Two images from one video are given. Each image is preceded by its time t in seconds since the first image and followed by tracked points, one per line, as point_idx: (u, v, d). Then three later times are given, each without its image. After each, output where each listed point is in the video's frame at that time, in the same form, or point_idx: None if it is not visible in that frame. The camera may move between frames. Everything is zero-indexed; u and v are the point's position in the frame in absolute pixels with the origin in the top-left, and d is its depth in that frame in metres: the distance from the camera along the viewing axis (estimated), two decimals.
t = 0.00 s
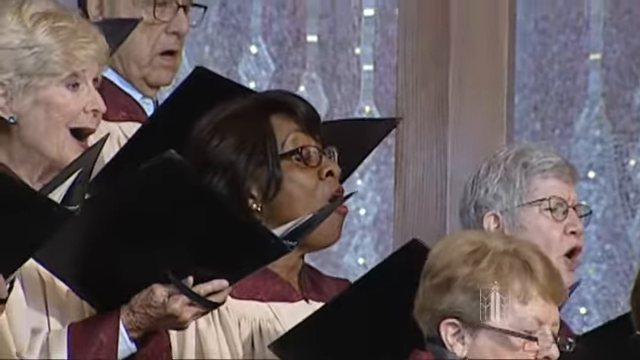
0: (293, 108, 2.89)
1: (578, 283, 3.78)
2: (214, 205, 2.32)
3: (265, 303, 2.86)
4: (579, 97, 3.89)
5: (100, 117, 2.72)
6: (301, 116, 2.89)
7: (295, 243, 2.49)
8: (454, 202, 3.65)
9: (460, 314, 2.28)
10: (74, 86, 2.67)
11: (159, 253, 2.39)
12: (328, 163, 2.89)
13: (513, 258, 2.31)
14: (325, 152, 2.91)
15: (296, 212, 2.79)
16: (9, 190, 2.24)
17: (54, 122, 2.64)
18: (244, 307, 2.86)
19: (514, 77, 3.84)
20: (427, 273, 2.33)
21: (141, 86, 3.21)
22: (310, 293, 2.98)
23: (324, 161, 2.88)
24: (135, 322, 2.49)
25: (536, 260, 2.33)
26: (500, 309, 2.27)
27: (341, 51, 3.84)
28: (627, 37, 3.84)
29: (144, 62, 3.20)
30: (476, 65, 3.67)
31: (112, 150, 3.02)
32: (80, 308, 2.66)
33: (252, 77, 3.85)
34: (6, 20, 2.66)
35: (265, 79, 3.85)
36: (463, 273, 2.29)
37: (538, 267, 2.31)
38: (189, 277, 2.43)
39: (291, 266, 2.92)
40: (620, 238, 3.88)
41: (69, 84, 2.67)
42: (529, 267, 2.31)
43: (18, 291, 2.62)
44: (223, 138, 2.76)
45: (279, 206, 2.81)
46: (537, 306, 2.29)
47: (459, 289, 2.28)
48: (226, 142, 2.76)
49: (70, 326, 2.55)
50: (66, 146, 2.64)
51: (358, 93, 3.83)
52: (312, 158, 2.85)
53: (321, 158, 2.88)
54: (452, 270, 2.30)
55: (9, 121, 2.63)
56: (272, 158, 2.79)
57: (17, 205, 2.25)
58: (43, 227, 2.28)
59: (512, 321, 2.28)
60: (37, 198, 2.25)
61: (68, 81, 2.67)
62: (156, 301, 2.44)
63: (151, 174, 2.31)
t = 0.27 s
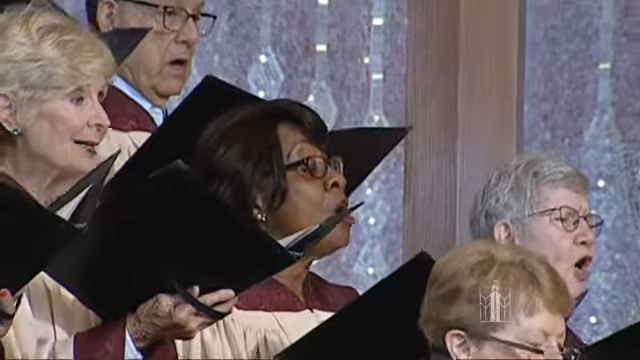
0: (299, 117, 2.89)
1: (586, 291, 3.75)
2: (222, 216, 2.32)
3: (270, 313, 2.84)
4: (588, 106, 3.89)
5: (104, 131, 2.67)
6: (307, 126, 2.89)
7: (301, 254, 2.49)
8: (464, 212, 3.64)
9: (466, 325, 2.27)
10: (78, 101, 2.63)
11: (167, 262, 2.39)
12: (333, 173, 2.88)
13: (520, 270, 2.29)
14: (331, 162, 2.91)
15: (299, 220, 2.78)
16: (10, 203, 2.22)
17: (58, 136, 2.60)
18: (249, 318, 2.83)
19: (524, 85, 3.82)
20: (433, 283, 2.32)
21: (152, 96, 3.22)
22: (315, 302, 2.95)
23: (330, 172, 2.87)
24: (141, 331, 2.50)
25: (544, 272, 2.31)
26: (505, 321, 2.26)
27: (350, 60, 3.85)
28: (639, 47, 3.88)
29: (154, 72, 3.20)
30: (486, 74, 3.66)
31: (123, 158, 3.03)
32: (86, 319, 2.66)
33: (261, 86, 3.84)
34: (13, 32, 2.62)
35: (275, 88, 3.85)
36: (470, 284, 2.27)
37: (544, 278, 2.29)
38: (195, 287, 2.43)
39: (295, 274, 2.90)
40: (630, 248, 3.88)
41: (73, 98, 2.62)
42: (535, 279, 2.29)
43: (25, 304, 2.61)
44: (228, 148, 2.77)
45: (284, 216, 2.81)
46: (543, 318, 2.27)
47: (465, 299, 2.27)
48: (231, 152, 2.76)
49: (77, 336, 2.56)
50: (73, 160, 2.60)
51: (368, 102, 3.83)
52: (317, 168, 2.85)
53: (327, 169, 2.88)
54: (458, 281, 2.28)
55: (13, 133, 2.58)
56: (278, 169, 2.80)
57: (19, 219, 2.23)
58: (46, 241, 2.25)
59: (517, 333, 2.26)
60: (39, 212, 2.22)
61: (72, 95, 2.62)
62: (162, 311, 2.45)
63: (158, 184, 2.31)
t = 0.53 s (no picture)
0: (316, 132, 2.87)
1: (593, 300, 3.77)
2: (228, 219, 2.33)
3: (276, 319, 2.79)
4: (597, 115, 3.89)
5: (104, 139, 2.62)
6: (321, 141, 2.87)
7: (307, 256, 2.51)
8: (472, 219, 3.64)
9: (468, 335, 2.22)
10: (78, 108, 2.57)
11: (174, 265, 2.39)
12: (342, 196, 2.86)
13: (520, 277, 2.24)
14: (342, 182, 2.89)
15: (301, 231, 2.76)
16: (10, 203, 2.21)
17: (58, 144, 2.54)
18: (255, 324, 2.78)
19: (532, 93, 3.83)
20: (434, 293, 2.27)
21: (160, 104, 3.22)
22: (319, 308, 2.91)
23: (339, 193, 2.85)
24: (148, 337, 2.48)
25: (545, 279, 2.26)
26: (507, 329, 2.21)
27: (358, 69, 3.85)
28: None
29: (162, 80, 3.20)
30: (494, 81, 3.67)
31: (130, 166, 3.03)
32: (91, 324, 2.66)
33: (269, 95, 3.83)
34: (12, 41, 2.57)
35: (283, 97, 3.84)
36: (470, 293, 2.22)
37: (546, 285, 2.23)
38: (202, 291, 2.42)
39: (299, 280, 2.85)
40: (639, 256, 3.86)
41: (73, 106, 2.57)
42: (536, 286, 2.24)
43: (32, 310, 2.60)
44: (244, 151, 2.74)
45: (288, 228, 2.78)
46: (546, 325, 2.21)
47: (466, 309, 2.22)
48: (247, 157, 2.74)
49: (83, 344, 2.53)
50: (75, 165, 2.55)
51: (376, 111, 3.84)
52: (327, 189, 2.82)
53: (337, 190, 2.85)
54: (458, 290, 2.23)
55: (13, 143, 2.53)
56: (290, 180, 2.78)
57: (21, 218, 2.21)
58: (49, 242, 2.22)
59: (519, 340, 2.21)
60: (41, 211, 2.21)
61: (72, 103, 2.57)
62: (169, 315, 2.43)
63: (164, 187, 2.33)
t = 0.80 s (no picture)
0: (343, 152, 2.77)
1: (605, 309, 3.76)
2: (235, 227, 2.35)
3: (284, 327, 2.77)
4: (608, 124, 3.88)
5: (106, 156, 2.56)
6: (348, 164, 2.78)
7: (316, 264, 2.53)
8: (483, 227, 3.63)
9: (471, 343, 2.17)
10: (83, 124, 2.52)
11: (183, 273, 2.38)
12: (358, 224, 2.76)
13: (519, 282, 2.18)
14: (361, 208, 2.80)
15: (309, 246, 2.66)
16: (9, 198, 2.22)
17: (62, 158, 2.49)
18: (263, 332, 2.76)
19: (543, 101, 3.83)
20: (434, 303, 2.21)
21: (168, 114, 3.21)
22: (328, 317, 2.90)
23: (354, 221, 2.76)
24: (157, 345, 2.45)
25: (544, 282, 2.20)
26: (508, 335, 2.15)
27: (368, 78, 3.86)
28: None
29: (170, 90, 3.20)
30: (504, 89, 3.66)
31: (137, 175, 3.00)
32: (97, 331, 2.57)
33: (280, 103, 3.83)
34: (22, 51, 2.53)
35: (294, 106, 3.83)
36: (471, 300, 2.16)
37: (545, 289, 2.17)
38: (211, 299, 2.42)
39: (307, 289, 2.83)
40: None
41: (77, 121, 2.51)
42: (536, 290, 2.18)
43: (38, 317, 2.55)
44: (273, 162, 2.66)
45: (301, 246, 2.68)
46: (548, 329, 2.16)
47: (468, 317, 2.17)
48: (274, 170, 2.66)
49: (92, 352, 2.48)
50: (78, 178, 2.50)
51: (387, 120, 3.84)
52: (344, 215, 2.73)
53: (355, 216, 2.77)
54: (458, 298, 2.17)
55: (16, 153, 2.47)
56: (311, 197, 2.69)
57: (22, 213, 2.23)
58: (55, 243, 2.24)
59: (521, 346, 2.15)
60: (42, 206, 2.23)
61: (76, 118, 2.51)
62: (178, 324, 2.42)
63: (172, 193, 2.33)
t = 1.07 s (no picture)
0: (359, 175, 2.85)
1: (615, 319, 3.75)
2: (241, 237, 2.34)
3: (290, 336, 2.77)
4: (617, 132, 3.88)
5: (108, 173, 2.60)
6: (363, 188, 2.85)
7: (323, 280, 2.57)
8: (491, 236, 3.63)
9: (478, 351, 2.15)
10: (87, 142, 2.56)
11: (190, 281, 2.38)
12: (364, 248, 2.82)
13: (526, 291, 2.18)
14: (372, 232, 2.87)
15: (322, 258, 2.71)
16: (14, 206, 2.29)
17: (65, 174, 2.53)
18: (269, 339, 2.76)
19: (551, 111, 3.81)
20: (441, 312, 2.22)
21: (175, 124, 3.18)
22: (334, 327, 2.89)
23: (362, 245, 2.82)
24: (165, 355, 2.47)
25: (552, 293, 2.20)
26: (516, 343, 2.14)
27: (377, 85, 3.85)
28: None
29: (176, 101, 3.17)
30: (513, 98, 3.66)
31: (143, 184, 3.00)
32: (103, 342, 2.63)
33: (288, 112, 3.84)
34: (29, 66, 2.58)
35: (303, 113, 3.84)
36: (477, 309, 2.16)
37: (552, 298, 2.18)
38: (218, 309, 2.42)
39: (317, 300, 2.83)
40: None
41: (81, 139, 2.56)
42: (544, 300, 2.18)
43: (43, 325, 2.60)
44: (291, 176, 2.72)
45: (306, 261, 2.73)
46: (554, 339, 2.16)
47: (474, 325, 2.16)
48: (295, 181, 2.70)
49: None
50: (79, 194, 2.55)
51: (395, 128, 3.84)
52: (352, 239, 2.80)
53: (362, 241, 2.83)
54: (465, 306, 2.18)
55: (20, 166, 2.52)
56: (323, 218, 2.76)
57: (27, 224, 2.30)
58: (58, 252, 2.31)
59: (528, 355, 2.14)
60: (45, 218, 2.29)
61: (81, 135, 2.56)
62: (185, 334, 2.44)
63: (180, 204, 2.30)
